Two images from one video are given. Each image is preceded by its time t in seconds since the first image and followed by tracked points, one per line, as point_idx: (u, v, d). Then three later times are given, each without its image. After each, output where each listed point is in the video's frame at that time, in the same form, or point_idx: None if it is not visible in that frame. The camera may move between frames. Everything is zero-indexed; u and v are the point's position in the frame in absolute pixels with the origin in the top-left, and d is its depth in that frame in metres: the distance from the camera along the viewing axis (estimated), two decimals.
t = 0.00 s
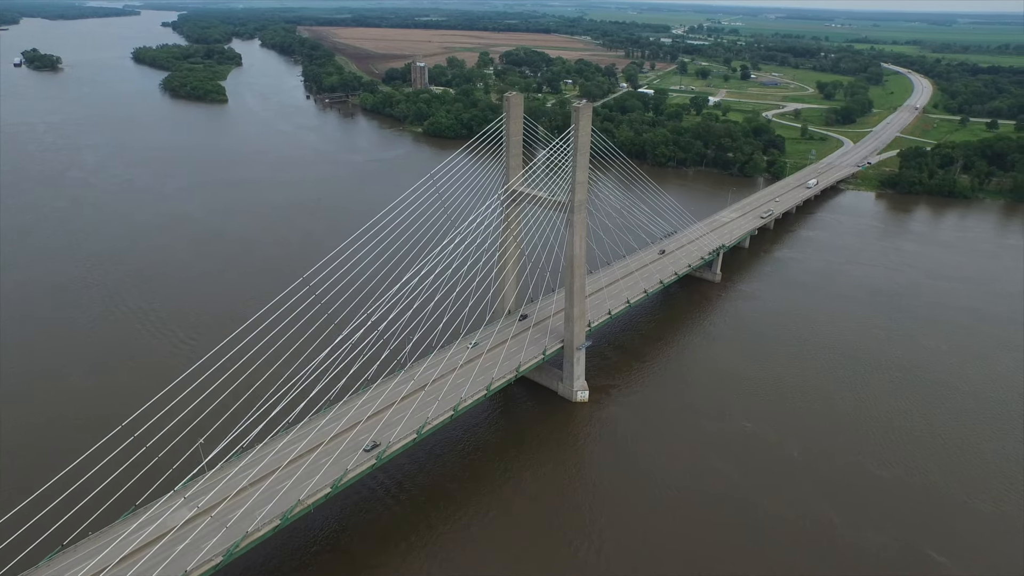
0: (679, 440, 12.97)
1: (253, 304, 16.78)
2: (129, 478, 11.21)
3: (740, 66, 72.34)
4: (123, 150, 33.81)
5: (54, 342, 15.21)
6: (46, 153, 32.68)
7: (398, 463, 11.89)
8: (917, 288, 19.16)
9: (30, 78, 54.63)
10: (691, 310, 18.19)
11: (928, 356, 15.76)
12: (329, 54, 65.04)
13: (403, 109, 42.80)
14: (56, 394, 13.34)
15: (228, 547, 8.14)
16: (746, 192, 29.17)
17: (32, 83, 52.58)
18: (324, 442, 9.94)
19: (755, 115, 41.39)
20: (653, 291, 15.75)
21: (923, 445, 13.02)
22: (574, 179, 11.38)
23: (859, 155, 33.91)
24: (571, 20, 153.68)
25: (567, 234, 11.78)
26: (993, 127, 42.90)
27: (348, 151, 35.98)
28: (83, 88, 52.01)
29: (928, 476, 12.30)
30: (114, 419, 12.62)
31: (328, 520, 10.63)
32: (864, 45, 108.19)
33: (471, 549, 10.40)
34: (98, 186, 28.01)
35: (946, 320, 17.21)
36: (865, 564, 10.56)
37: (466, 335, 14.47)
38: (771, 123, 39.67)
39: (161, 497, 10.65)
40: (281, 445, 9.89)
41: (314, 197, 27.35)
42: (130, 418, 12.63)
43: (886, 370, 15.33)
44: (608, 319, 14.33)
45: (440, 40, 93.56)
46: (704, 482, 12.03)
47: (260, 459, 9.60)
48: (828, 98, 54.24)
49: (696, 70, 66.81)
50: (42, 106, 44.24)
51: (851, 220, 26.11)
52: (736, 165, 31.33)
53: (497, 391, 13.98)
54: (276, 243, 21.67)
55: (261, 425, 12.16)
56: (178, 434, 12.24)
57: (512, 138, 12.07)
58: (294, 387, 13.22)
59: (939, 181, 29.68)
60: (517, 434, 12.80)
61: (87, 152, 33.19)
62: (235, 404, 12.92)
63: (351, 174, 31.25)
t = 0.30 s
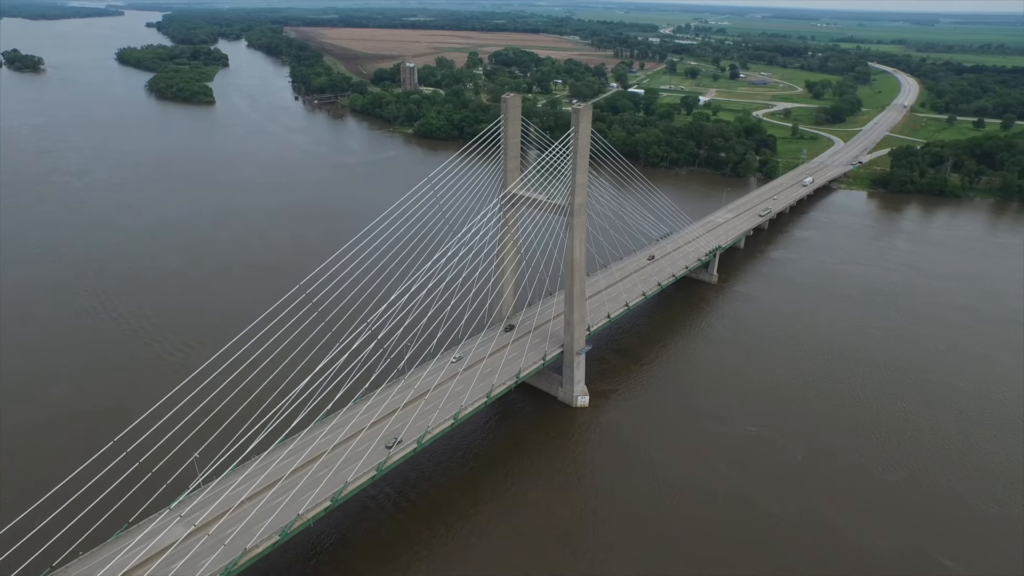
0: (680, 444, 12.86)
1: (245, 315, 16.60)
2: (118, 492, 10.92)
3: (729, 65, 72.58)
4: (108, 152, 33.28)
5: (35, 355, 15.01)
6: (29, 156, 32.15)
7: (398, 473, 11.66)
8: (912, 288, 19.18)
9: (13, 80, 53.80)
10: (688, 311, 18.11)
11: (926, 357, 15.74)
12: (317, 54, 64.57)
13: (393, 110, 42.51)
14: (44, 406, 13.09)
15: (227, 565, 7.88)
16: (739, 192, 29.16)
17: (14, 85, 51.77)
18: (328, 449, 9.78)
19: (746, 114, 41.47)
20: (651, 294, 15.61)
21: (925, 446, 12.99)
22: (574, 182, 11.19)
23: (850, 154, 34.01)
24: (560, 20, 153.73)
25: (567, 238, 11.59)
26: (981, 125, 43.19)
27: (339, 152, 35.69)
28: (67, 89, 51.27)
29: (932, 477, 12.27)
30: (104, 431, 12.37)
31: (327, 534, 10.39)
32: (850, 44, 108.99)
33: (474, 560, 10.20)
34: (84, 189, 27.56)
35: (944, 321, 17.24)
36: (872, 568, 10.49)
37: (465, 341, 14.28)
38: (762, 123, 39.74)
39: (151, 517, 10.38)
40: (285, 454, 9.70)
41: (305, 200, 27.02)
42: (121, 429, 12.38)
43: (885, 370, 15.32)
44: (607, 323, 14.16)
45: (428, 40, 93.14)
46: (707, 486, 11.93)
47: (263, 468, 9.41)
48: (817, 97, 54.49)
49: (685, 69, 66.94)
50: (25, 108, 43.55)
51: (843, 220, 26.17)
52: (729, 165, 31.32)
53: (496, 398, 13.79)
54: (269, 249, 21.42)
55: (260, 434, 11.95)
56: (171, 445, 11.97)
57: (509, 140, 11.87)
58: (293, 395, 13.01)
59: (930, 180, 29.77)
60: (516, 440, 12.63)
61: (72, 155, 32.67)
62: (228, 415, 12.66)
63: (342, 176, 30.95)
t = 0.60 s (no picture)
0: (682, 448, 12.76)
1: (239, 320, 16.34)
2: (112, 504, 10.66)
3: (717, 65, 72.81)
4: (94, 155, 32.74)
5: (34, 357, 14.86)
6: (13, 159, 31.59)
7: (397, 483, 11.43)
8: (908, 289, 19.24)
9: None
10: (686, 313, 18.01)
11: (923, 361, 15.84)
12: (305, 55, 64.05)
13: (384, 111, 42.25)
14: (33, 415, 12.77)
15: None
16: (732, 192, 29.17)
17: None
18: (332, 457, 9.59)
19: (737, 113, 41.54)
20: (650, 296, 15.49)
21: (927, 449, 13.06)
22: (574, 185, 11.03)
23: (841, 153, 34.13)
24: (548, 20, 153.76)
25: (567, 242, 11.41)
26: (968, 124, 43.51)
27: (329, 154, 35.36)
28: (51, 91, 50.53)
29: (934, 478, 12.32)
30: (95, 439, 12.08)
31: (325, 546, 10.15)
32: (837, 44, 109.70)
33: (476, 569, 10.04)
34: (70, 192, 27.09)
35: (940, 323, 17.34)
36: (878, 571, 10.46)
37: (463, 346, 14.10)
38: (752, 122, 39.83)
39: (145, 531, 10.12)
40: (287, 463, 9.49)
41: (296, 202, 26.70)
42: (114, 438, 12.10)
43: (884, 374, 15.42)
44: (607, 326, 14.03)
45: (416, 41, 92.83)
46: (710, 490, 11.83)
47: (265, 478, 9.20)
48: (806, 96, 54.75)
49: (675, 69, 67.11)
50: (8, 110, 42.84)
51: (837, 219, 26.24)
52: (722, 164, 31.31)
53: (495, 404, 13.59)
54: (261, 252, 21.13)
55: (258, 442, 11.73)
56: (165, 453, 11.70)
57: (509, 142, 11.70)
58: (290, 403, 12.81)
59: (921, 179, 29.92)
60: (517, 446, 12.46)
61: (58, 157, 32.15)
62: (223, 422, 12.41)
63: (333, 178, 30.67)
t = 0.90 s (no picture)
0: (685, 451, 12.64)
1: (232, 328, 16.07)
2: (105, 517, 10.39)
3: (707, 64, 72.97)
4: (80, 158, 32.23)
5: (33, 356, 14.99)
6: None
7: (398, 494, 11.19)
8: (905, 290, 19.25)
9: None
10: (684, 315, 17.91)
11: (922, 362, 15.84)
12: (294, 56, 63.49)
13: (374, 112, 41.94)
14: (21, 425, 12.46)
15: None
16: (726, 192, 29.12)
17: None
18: (337, 466, 9.40)
19: (729, 113, 41.56)
20: (649, 299, 15.36)
21: (930, 449, 13.03)
22: (576, 187, 10.85)
23: (833, 152, 34.19)
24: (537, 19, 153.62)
25: (568, 246, 11.23)
26: (957, 123, 43.75)
27: (319, 155, 35.05)
28: (34, 92, 49.75)
29: (939, 479, 12.27)
30: (87, 451, 11.80)
31: (326, 561, 9.91)
32: (824, 43, 110.20)
33: None
34: (57, 196, 26.62)
35: (938, 323, 17.36)
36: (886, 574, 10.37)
37: (463, 351, 13.96)
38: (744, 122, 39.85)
39: (139, 547, 9.88)
40: (290, 472, 9.28)
41: (287, 205, 26.37)
42: (105, 449, 11.82)
43: (884, 374, 15.41)
44: (607, 330, 13.88)
45: (405, 41, 92.38)
46: (714, 493, 11.71)
47: (267, 488, 8.98)
48: (796, 95, 54.93)
49: (665, 69, 67.16)
50: None
51: (831, 218, 26.29)
52: (715, 164, 31.26)
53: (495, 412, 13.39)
54: (253, 255, 20.84)
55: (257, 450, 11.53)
56: (157, 460, 11.44)
57: (508, 144, 11.52)
58: (290, 410, 12.63)
59: (914, 177, 30.01)
60: (519, 453, 12.30)
61: (43, 161, 31.63)
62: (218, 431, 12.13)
63: (325, 180, 30.34)
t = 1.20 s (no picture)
0: (688, 456, 12.49)
1: (226, 334, 15.76)
2: (100, 530, 10.13)
3: (698, 64, 73.10)
4: (67, 161, 31.74)
5: (27, 359, 14.81)
6: None
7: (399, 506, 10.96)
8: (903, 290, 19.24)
9: None
10: (682, 317, 17.77)
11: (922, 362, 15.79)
12: (283, 57, 62.99)
13: (365, 113, 41.61)
14: (9, 438, 12.11)
15: None
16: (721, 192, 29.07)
17: None
18: (343, 473, 9.24)
19: (721, 113, 41.56)
20: (649, 302, 15.22)
21: (934, 451, 12.95)
22: (578, 191, 10.68)
23: (826, 152, 34.24)
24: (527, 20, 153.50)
25: (569, 250, 11.06)
26: (947, 122, 43.98)
27: (311, 157, 34.72)
28: (18, 94, 49.00)
29: (944, 480, 12.20)
30: (79, 466, 11.48)
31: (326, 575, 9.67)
32: (813, 43, 110.66)
33: None
34: (44, 199, 26.17)
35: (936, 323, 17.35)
36: None
37: (463, 356, 13.76)
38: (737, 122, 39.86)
39: (135, 563, 9.61)
40: (293, 481, 9.10)
41: (279, 208, 26.03)
42: (97, 463, 11.51)
43: (885, 376, 15.35)
44: (607, 335, 13.71)
45: (395, 41, 91.93)
46: (719, 499, 11.56)
47: (273, 498, 8.81)
48: (787, 95, 55.05)
49: (656, 68, 67.20)
50: None
51: (826, 218, 26.29)
52: (710, 165, 31.19)
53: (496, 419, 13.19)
54: (245, 259, 20.52)
55: (255, 461, 11.28)
56: (150, 472, 11.13)
57: (507, 147, 11.34)
58: (288, 419, 12.39)
59: (907, 177, 30.07)
60: (520, 460, 12.11)
61: (29, 164, 31.12)
62: (213, 442, 11.84)
63: (317, 182, 30.02)
